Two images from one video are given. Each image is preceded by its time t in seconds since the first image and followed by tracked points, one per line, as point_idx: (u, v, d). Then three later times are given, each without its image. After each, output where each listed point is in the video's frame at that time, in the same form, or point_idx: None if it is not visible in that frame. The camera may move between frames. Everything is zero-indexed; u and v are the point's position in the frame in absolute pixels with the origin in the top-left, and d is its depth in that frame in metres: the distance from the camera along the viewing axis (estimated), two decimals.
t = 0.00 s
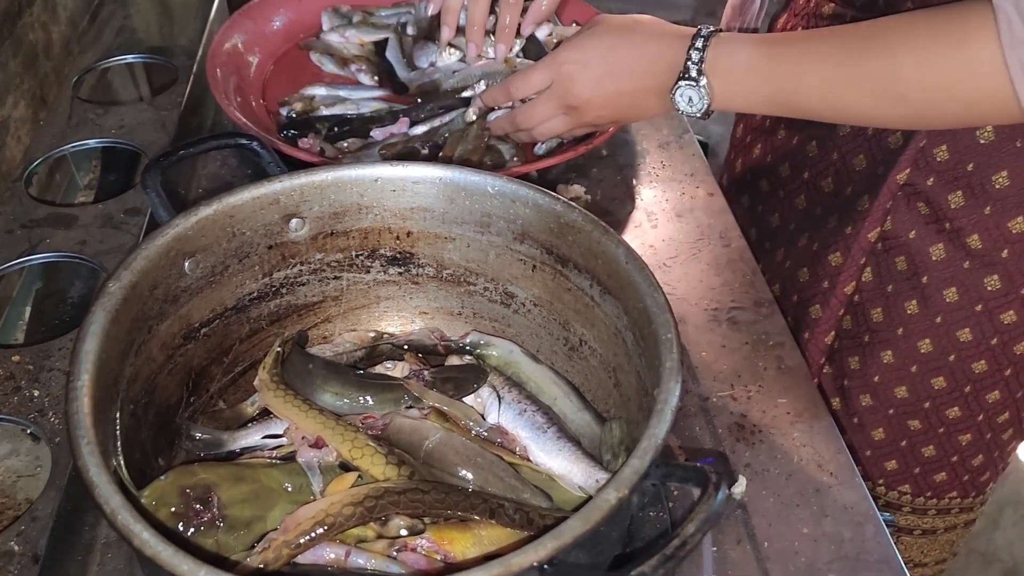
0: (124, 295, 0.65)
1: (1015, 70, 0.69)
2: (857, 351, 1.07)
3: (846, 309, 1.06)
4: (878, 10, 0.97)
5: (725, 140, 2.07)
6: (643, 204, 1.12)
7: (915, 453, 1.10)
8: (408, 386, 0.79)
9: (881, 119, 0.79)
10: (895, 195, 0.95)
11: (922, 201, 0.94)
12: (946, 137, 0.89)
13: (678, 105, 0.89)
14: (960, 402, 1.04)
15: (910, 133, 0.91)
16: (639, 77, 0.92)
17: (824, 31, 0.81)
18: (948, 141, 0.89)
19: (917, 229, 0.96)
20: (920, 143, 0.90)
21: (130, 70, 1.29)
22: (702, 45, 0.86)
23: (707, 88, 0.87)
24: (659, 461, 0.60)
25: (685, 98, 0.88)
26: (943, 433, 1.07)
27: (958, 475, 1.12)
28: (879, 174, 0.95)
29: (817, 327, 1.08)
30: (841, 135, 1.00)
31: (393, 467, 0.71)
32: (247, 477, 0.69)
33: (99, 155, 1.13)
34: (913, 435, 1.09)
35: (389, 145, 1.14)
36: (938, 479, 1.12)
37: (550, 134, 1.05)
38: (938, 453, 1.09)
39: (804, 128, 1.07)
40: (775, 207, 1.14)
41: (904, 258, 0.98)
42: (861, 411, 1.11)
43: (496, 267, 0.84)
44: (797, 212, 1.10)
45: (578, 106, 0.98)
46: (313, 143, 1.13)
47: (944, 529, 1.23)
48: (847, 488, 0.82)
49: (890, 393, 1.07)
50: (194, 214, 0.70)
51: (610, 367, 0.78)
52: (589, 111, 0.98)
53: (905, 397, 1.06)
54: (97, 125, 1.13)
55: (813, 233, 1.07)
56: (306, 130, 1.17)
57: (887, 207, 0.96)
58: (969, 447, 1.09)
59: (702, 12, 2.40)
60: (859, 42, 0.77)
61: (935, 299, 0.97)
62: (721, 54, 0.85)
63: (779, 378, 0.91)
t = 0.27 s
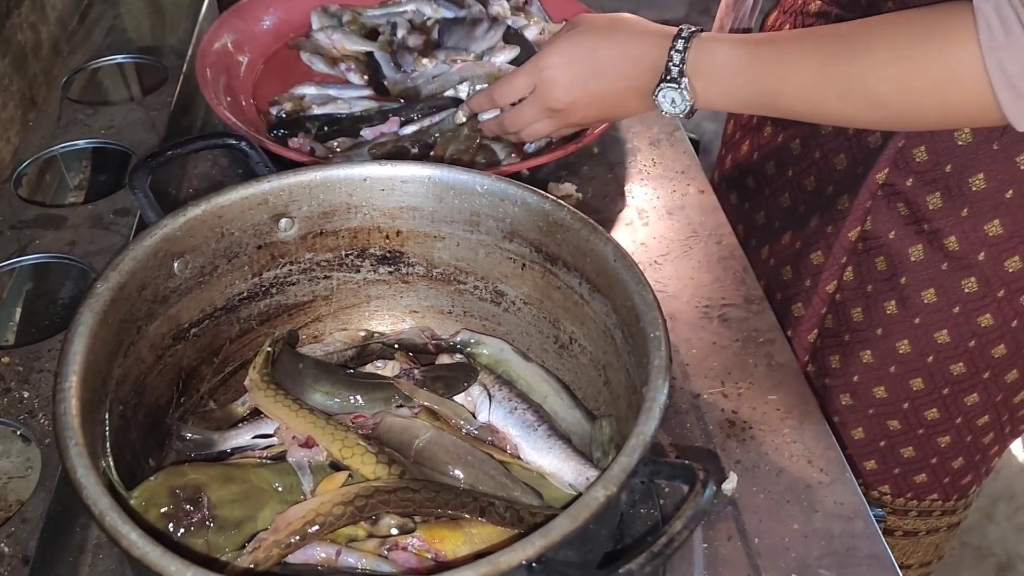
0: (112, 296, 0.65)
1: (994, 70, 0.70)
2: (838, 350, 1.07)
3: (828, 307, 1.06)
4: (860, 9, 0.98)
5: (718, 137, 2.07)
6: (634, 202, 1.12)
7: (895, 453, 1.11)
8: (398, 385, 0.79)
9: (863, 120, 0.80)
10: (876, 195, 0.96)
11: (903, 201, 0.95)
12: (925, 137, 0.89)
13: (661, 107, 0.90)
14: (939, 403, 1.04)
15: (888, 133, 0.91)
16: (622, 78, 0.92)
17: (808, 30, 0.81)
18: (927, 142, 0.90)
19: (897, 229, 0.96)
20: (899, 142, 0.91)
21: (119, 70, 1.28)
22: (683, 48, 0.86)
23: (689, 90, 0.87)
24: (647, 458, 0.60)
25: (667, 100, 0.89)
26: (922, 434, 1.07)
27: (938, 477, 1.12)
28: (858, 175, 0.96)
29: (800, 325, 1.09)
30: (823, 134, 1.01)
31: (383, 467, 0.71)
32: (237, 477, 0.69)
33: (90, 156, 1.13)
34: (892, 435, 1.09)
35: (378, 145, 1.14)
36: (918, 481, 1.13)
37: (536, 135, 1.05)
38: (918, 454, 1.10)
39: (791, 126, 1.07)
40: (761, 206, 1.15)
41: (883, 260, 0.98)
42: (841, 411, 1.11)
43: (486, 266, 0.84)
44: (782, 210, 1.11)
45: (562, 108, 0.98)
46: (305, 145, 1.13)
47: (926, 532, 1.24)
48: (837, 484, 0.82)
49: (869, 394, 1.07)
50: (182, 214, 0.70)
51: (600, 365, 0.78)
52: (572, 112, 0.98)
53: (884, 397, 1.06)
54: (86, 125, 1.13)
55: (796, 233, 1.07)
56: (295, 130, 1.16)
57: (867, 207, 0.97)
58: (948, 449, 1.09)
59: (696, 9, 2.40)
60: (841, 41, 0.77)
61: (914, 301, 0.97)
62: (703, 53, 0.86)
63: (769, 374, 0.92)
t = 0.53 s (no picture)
0: (103, 300, 0.65)
1: (964, 75, 0.70)
2: (817, 347, 1.07)
3: (808, 304, 1.06)
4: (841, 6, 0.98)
5: (712, 134, 2.08)
6: (626, 201, 1.12)
7: (870, 452, 1.12)
8: (391, 386, 0.79)
9: (839, 122, 0.80)
10: (851, 194, 0.96)
11: (877, 201, 0.95)
12: (898, 138, 0.89)
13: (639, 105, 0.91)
14: (913, 404, 1.05)
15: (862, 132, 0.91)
16: (601, 76, 0.92)
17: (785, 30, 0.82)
18: (900, 142, 0.90)
19: (873, 229, 0.96)
20: (873, 142, 0.91)
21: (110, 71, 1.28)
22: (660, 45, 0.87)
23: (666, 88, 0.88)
24: (637, 458, 0.60)
25: (645, 97, 0.90)
26: (898, 434, 1.08)
27: (914, 479, 1.13)
28: (834, 173, 0.97)
29: (781, 321, 1.09)
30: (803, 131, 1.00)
31: (376, 468, 0.71)
32: (230, 480, 0.69)
33: (82, 159, 1.12)
34: (868, 434, 1.10)
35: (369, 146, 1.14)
36: (893, 481, 1.14)
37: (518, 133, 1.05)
38: (893, 454, 1.10)
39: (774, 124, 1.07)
40: (746, 201, 1.16)
41: (859, 258, 0.99)
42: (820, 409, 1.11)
43: (477, 267, 0.84)
44: (764, 206, 1.11)
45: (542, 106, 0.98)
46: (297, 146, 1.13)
47: (904, 535, 1.24)
48: (829, 482, 0.82)
49: (846, 392, 1.07)
50: (173, 217, 0.70)
51: (592, 365, 0.78)
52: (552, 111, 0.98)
53: (859, 396, 1.06)
54: (77, 127, 1.13)
55: (776, 227, 1.08)
56: (285, 130, 1.16)
57: (842, 205, 0.97)
58: (923, 450, 1.09)
59: (689, 7, 2.40)
60: (814, 42, 0.77)
61: (888, 300, 0.98)
62: (681, 53, 0.86)
63: (761, 373, 0.92)
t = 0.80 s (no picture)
0: (100, 298, 0.64)
1: (962, 70, 0.70)
2: (816, 343, 1.07)
3: (807, 300, 1.07)
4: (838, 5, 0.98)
5: (708, 132, 2.08)
6: (623, 199, 1.12)
7: (869, 449, 1.12)
8: (390, 383, 0.79)
9: (838, 120, 0.80)
10: (849, 190, 0.97)
11: (875, 197, 0.95)
12: (897, 135, 0.90)
13: (638, 101, 0.91)
14: (911, 402, 1.04)
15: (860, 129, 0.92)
16: (600, 73, 0.92)
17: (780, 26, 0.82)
18: (899, 139, 0.91)
19: (870, 225, 0.97)
20: (871, 139, 0.92)
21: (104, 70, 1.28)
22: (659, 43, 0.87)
23: (666, 84, 0.88)
24: (638, 453, 0.60)
25: (644, 93, 0.89)
26: (896, 432, 1.08)
27: (912, 477, 1.13)
28: (831, 168, 0.97)
29: (779, 318, 1.10)
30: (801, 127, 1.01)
31: (375, 465, 0.71)
32: (229, 478, 0.69)
33: (77, 159, 1.12)
34: (867, 432, 1.10)
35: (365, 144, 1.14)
36: (892, 479, 1.14)
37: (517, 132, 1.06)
38: (892, 451, 1.11)
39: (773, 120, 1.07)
40: (744, 198, 1.17)
41: (857, 254, 0.99)
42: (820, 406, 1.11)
43: (475, 264, 0.84)
44: (761, 202, 1.12)
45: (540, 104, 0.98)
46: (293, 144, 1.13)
47: (904, 532, 1.25)
48: (828, 477, 0.82)
49: (844, 389, 1.07)
50: (170, 216, 0.70)
51: (592, 361, 0.78)
52: (549, 108, 0.98)
53: (858, 393, 1.06)
54: (72, 126, 1.13)
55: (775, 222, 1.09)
56: (281, 129, 1.16)
57: (841, 201, 0.98)
58: (921, 449, 1.09)
59: (684, 6, 2.41)
60: (811, 39, 0.78)
61: (886, 297, 0.98)
62: (678, 49, 0.86)
63: (759, 369, 0.92)
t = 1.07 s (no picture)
0: (109, 296, 0.64)
1: (972, 68, 0.71)
2: (822, 342, 1.08)
3: (814, 300, 1.08)
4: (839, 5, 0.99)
5: (704, 131, 2.08)
6: (626, 197, 1.13)
7: (879, 447, 1.12)
8: (398, 380, 0.80)
9: (849, 121, 0.81)
10: (858, 190, 0.98)
11: (884, 197, 0.96)
12: (905, 134, 0.91)
13: (646, 105, 0.91)
14: (922, 398, 1.04)
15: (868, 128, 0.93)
16: (607, 76, 0.93)
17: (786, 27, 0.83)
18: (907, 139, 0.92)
19: (879, 225, 0.97)
20: (879, 138, 0.93)
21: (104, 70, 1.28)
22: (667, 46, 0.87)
23: (673, 87, 0.88)
24: (651, 448, 0.61)
25: (652, 97, 0.90)
26: (905, 428, 1.08)
27: (921, 471, 1.13)
28: (840, 169, 0.99)
29: (787, 318, 1.10)
30: (807, 129, 1.04)
31: (385, 463, 0.71)
32: (240, 476, 0.69)
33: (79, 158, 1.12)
34: (876, 429, 1.10)
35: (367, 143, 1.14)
36: (902, 474, 1.14)
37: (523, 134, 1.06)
38: (902, 448, 1.10)
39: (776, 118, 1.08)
40: (749, 200, 1.18)
41: (866, 254, 1.00)
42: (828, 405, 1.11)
43: (481, 261, 0.84)
44: (768, 204, 1.14)
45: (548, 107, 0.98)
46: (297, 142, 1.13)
47: (912, 525, 1.24)
48: (834, 471, 0.83)
49: (855, 387, 1.07)
50: (177, 214, 0.70)
51: (599, 357, 0.78)
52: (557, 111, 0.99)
53: (867, 391, 1.06)
54: (74, 126, 1.12)
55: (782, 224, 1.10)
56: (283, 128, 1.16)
57: (850, 201, 0.99)
58: (931, 444, 1.09)
59: (678, 6, 2.42)
60: (817, 39, 0.78)
61: (896, 296, 0.98)
62: (685, 51, 0.87)
63: (764, 365, 0.93)
